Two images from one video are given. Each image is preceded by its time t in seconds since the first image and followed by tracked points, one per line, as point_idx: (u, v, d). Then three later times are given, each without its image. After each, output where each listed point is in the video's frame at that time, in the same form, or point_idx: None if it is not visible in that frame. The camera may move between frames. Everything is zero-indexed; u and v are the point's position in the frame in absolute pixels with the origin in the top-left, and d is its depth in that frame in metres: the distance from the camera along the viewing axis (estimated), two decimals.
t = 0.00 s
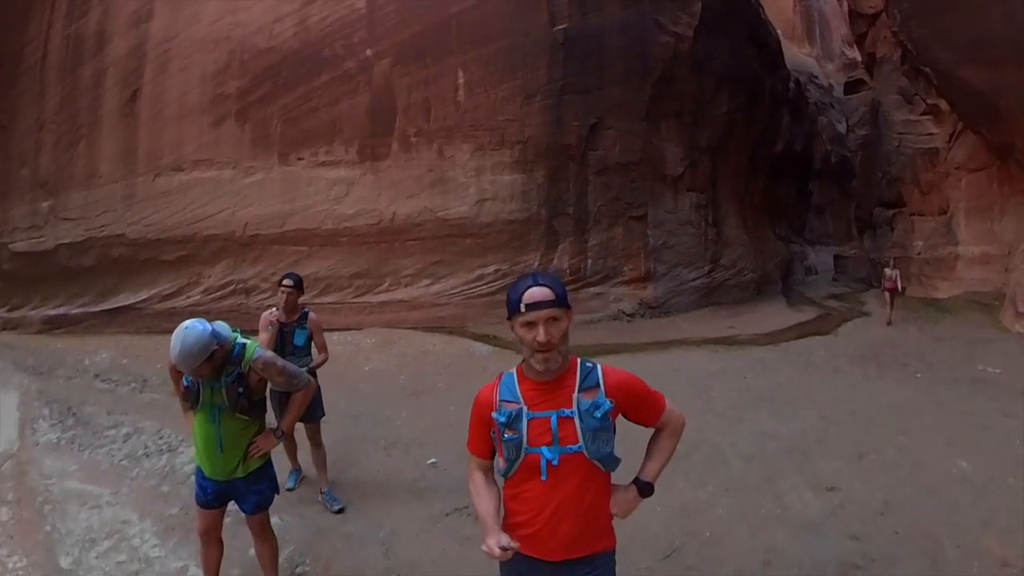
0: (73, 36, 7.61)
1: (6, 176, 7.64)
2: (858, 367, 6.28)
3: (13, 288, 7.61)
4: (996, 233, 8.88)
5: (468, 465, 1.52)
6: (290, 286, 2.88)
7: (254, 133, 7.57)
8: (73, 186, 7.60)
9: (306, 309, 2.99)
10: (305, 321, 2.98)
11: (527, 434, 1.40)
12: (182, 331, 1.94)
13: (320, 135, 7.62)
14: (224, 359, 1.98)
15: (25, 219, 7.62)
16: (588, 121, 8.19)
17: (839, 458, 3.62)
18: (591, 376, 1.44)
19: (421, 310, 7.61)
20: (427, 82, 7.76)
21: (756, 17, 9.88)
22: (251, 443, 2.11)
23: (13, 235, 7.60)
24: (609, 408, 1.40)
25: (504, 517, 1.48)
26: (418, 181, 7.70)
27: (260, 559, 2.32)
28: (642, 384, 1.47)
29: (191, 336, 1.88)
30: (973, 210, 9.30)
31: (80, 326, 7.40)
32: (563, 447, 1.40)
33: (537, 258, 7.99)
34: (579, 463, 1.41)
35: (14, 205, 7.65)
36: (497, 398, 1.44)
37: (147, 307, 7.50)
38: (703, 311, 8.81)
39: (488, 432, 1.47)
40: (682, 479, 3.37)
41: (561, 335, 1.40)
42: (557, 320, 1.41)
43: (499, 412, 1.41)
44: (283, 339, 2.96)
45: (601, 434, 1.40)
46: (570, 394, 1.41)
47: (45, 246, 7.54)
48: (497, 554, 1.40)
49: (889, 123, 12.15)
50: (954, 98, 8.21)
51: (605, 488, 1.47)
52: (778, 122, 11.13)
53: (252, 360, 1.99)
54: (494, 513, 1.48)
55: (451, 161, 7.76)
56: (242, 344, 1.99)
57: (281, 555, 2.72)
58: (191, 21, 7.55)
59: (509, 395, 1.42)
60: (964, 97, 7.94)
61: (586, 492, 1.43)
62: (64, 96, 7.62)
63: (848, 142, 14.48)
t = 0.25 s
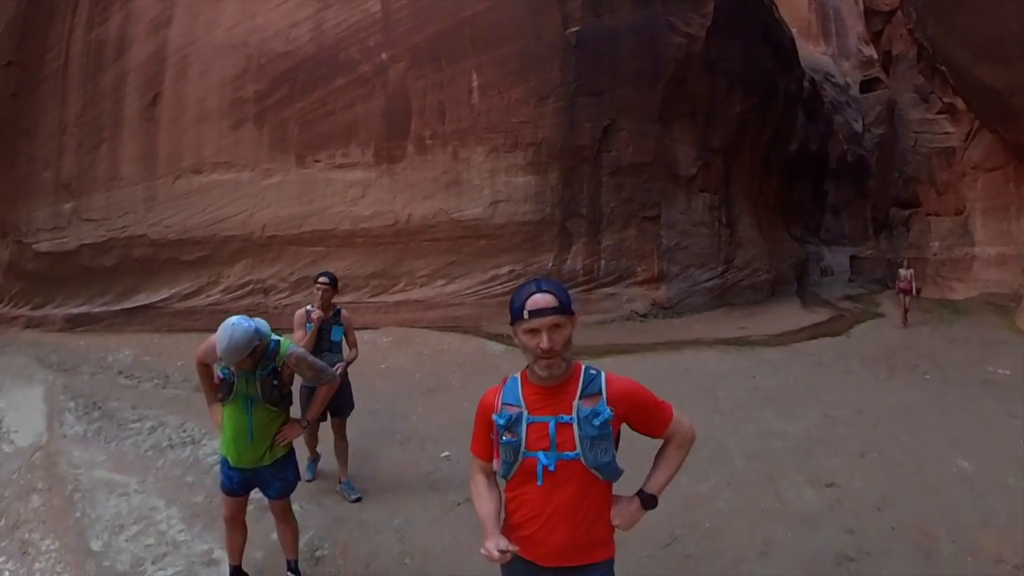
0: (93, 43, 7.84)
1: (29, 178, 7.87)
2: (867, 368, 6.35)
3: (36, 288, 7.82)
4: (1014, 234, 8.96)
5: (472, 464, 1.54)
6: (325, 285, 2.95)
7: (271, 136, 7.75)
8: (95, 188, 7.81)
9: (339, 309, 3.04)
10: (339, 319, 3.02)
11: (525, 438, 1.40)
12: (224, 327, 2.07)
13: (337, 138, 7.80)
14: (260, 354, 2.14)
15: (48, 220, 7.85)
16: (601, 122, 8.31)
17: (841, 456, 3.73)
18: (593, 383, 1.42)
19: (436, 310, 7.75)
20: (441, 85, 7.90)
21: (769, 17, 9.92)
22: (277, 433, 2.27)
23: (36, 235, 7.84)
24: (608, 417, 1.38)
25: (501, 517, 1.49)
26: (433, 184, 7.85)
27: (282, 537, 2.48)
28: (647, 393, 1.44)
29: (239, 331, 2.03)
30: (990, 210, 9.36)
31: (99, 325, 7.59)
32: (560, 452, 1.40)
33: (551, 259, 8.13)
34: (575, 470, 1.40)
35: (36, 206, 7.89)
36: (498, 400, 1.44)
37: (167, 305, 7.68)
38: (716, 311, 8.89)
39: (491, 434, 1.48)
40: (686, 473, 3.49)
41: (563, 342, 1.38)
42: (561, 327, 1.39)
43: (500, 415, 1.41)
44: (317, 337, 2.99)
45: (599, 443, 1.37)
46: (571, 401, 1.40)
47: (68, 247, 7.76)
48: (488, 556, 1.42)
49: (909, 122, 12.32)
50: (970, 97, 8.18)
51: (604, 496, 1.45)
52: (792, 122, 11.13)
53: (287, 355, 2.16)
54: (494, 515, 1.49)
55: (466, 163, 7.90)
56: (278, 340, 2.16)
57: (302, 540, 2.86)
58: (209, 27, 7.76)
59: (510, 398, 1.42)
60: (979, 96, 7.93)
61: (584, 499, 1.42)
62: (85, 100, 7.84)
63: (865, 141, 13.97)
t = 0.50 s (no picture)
0: (98, 41, 7.96)
1: (35, 177, 8.05)
2: (864, 362, 6.45)
3: (41, 286, 8.00)
4: (1012, 232, 8.99)
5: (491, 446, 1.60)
6: (345, 275, 3.03)
7: (275, 135, 7.87)
8: (99, 186, 7.96)
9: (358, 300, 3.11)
10: (359, 309, 3.10)
11: (537, 417, 1.46)
12: (252, 312, 2.20)
13: (340, 136, 7.91)
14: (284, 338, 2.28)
15: (53, 219, 8.02)
16: (603, 120, 8.42)
17: (836, 444, 3.84)
18: (607, 368, 1.47)
19: (439, 307, 7.84)
20: (444, 84, 8.01)
21: (770, 16, 10.01)
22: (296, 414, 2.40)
23: (42, 234, 8.01)
24: (618, 401, 1.42)
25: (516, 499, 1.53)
26: (437, 182, 7.97)
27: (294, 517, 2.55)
28: (666, 384, 1.47)
29: (270, 315, 2.17)
30: (989, 209, 9.43)
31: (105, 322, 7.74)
32: (570, 433, 1.45)
33: (553, 255, 8.23)
34: (586, 454, 1.44)
35: (42, 206, 8.06)
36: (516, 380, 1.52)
37: (173, 303, 7.80)
38: (716, 308, 9.01)
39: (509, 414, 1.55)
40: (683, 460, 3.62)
41: (578, 321, 1.46)
42: (577, 306, 1.47)
43: (515, 391, 1.50)
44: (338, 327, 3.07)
45: (608, 425, 1.42)
46: (585, 382, 1.46)
47: (73, 245, 7.93)
48: (501, 535, 1.46)
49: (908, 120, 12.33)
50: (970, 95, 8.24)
51: (617, 483, 1.48)
52: (794, 119, 11.21)
53: (308, 339, 2.32)
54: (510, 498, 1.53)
55: (469, 161, 8.01)
56: (299, 326, 2.31)
57: (314, 521, 2.98)
58: (214, 25, 7.88)
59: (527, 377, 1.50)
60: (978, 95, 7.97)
61: (594, 485, 1.46)
62: (91, 100, 7.99)
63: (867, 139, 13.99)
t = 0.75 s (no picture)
0: (94, 34, 7.60)
1: (30, 170, 7.72)
2: (858, 353, 6.56)
3: (38, 279, 7.69)
4: (1007, 228, 8.96)
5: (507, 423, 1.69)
6: (357, 264, 3.10)
7: (273, 127, 7.76)
8: (96, 179, 7.69)
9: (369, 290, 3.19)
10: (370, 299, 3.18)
11: (545, 401, 1.54)
12: (263, 298, 2.26)
13: (338, 128, 7.86)
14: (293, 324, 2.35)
15: (49, 212, 7.71)
16: (600, 113, 8.50)
17: (827, 429, 3.95)
18: (618, 359, 1.51)
19: (438, 298, 7.90)
20: (443, 76, 8.03)
21: (767, 9, 10.04)
22: (305, 399, 2.47)
23: (38, 227, 7.70)
24: (623, 395, 1.46)
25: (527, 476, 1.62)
26: (435, 173, 8.00)
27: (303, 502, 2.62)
28: (680, 379, 1.48)
29: (280, 302, 2.23)
30: (985, 204, 9.37)
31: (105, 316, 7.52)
32: (575, 421, 1.51)
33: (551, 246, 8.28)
34: (589, 441, 1.51)
35: (38, 198, 7.74)
36: (530, 364, 1.60)
37: (172, 296, 7.63)
38: (712, 300, 9.10)
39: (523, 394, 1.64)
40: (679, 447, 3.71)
41: (589, 305, 1.50)
42: (589, 290, 1.50)
43: (528, 373, 1.58)
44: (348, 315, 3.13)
45: (611, 417, 1.47)
46: (592, 371, 1.51)
47: (70, 238, 7.66)
48: (509, 510, 1.55)
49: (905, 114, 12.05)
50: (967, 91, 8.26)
51: (623, 471, 1.53)
52: (791, 112, 11.28)
53: (317, 326, 2.39)
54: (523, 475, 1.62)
55: (467, 153, 8.06)
56: (308, 314, 2.38)
57: (322, 505, 3.05)
58: (210, 18, 7.65)
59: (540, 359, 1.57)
60: (975, 90, 8.02)
61: (596, 471, 1.52)
62: (85, 92, 7.65)
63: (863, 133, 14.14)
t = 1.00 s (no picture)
0: (88, 25, 7.52)
1: (26, 162, 7.59)
2: (854, 342, 6.58)
3: (34, 273, 7.52)
4: (1002, 221, 8.94)
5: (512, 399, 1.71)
6: (366, 250, 3.13)
7: (270, 117, 7.74)
8: (92, 171, 7.60)
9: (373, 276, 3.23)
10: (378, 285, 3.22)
11: (544, 373, 1.56)
12: (261, 279, 2.28)
13: (335, 118, 7.86)
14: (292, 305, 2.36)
15: (45, 205, 7.56)
16: (598, 103, 8.52)
17: (825, 413, 3.99)
18: (613, 330, 1.50)
19: (436, 288, 7.87)
20: (441, 65, 8.04)
21: None
22: (308, 381, 2.47)
23: (33, 220, 7.54)
24: (616, 365, 1.45)
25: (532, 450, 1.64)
26: (432, 163, 7.99)
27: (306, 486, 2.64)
28: (676, 350, 1.44)
29: (271, 282, 2.23)
30: (982, 197, 9.31)
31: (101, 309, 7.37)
32: (571, 392, 1.51)
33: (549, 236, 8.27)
34: (585, 411, 1.50)
35: (33, 190, 7.60)
36: (531, 337, 1.62)
37: (168, 287, 7.52)
38: (709, 290, 9.12)
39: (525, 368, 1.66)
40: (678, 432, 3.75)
41: (587, 275, 1.51)
42: (586, 260, 1.52)
43: (528, 347, 1.60)
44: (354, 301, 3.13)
45: (605, 387, 1.46)
46: (589, 342, 1.51)
47: (67, 231, 7.53)
48: (512, 483, 1.56)
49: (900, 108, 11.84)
50: (964, 84, 8.18)
51: (620, 443, 1.52)
52: (789, 104, 11.30)
53: (316, 308, 2.38)
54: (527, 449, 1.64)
55: (464, 143, 8.04)
56: (307, 295, 2.38)
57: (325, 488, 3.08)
58: (206, 7, 7.61)
59: (540, 333, 1.59)
60: (972, 84, 7.97)
61: (593, 443, 1.52)
62: (81, 80, 7.57)
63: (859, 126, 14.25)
